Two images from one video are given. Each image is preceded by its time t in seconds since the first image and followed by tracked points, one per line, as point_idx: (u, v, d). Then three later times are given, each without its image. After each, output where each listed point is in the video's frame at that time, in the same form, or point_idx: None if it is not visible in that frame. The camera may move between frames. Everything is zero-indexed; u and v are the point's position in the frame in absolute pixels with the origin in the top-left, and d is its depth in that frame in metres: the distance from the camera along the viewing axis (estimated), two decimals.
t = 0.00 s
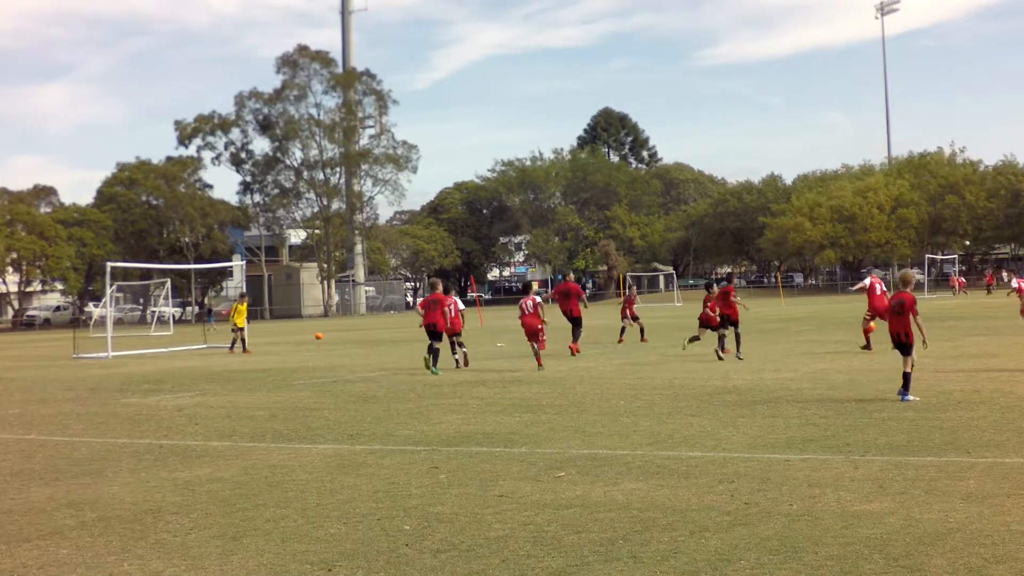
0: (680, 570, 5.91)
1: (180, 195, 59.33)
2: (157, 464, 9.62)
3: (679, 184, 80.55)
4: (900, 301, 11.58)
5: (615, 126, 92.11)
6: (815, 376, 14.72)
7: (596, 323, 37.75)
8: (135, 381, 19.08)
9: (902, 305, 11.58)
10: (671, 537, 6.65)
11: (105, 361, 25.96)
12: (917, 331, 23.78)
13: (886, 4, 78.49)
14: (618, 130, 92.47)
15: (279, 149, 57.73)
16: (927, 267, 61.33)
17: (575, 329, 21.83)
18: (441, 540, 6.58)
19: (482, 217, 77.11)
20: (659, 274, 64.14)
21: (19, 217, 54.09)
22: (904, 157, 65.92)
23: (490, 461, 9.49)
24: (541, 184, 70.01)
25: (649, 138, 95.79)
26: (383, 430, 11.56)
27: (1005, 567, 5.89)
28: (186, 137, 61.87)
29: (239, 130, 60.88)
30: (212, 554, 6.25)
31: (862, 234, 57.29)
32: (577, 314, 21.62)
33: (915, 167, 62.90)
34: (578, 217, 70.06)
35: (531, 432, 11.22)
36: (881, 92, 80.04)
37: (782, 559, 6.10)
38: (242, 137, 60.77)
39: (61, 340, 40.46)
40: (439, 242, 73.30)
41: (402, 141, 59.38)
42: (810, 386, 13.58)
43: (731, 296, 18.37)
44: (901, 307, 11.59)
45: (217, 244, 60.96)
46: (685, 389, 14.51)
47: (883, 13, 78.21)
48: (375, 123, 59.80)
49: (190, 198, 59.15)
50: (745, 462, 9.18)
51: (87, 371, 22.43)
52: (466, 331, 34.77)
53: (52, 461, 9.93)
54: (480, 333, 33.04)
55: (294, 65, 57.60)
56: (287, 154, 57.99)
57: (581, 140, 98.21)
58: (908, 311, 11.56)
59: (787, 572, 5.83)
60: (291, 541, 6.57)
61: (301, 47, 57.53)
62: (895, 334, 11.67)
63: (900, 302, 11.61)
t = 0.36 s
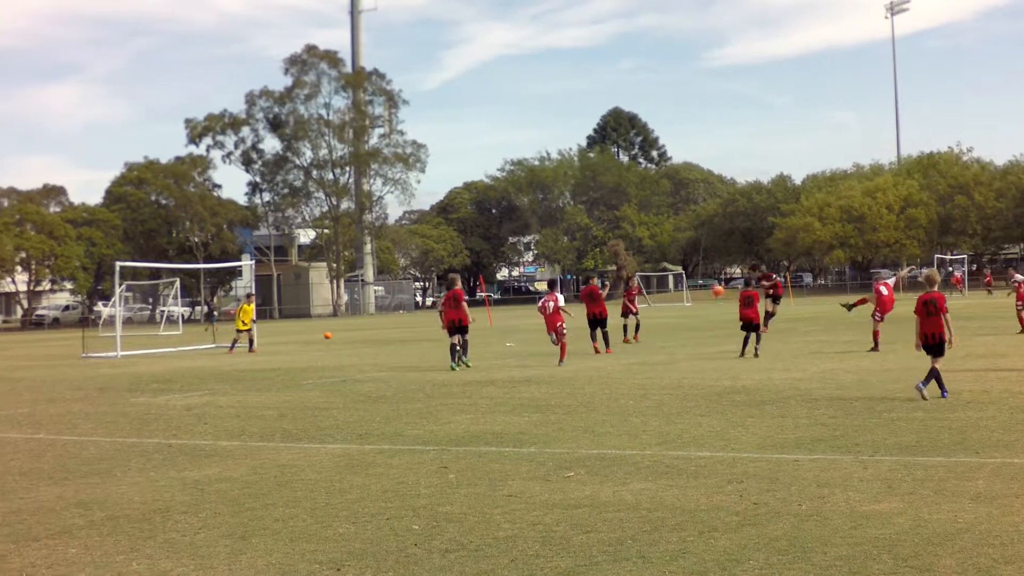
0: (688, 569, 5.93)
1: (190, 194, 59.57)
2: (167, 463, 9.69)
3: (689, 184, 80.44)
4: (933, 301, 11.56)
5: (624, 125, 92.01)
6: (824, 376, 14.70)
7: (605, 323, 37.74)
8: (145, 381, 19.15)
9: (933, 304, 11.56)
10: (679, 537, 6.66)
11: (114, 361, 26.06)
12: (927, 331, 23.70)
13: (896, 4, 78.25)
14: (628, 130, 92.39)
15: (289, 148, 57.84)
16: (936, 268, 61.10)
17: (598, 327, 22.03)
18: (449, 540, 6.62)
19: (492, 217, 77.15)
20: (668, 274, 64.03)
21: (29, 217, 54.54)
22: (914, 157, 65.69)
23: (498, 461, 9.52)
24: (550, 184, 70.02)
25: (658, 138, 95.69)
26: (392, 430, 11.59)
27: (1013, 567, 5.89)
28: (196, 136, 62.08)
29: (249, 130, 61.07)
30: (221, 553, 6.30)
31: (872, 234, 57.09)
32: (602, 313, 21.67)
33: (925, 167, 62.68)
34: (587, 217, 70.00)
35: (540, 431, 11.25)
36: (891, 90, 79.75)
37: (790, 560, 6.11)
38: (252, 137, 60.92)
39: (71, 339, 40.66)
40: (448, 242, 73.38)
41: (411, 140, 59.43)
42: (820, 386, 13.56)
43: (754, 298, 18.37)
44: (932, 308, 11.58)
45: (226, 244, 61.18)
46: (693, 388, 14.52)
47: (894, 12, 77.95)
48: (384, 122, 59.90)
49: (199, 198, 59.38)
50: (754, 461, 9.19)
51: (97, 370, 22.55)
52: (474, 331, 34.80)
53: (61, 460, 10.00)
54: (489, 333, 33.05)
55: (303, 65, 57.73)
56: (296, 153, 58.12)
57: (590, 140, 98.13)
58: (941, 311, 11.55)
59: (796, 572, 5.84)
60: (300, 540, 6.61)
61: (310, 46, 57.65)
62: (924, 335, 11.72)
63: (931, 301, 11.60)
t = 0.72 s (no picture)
0: (702, 570, 5.95)
1: (203, 194, 59.89)
2: (180, 463, 9.77)
3: (701, 184, 80.26)
4: (958, 301, 11.50)
5: (637, 126, 91.91)
6: (838, 376, 14.70)
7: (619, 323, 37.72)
8: (159, 381, 19.29)
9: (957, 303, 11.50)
10: (693, 538, 6.69)
11: (129, 360, 26.24)
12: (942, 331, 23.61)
13: (909, 3, 77.91)
14: (640, 129, 92.29)
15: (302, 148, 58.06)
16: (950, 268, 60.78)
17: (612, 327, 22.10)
18: (463, 540, 6.66)
19: (505, 217, 77.24)
20: (681, 274, 63.92)
21: (42, 216, 55.23)
22: (927, 157, 65.37)
23: (512, 461, 9.56)
24: (562, 184, 70.04)
25: (671, 138, 95.55)
26: (405, 430, 11.64)
27: None
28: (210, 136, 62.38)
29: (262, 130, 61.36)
30: (235, 554, 6.36)
31: (885, 233, 56.84)
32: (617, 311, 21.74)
33: (938, 167, 62.36)
34: (600, 217, 69.93)
35: (554, 432, 11.29)
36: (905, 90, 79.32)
37: (803, 560, 6.13)
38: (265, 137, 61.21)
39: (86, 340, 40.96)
40: (461, 242, 73.53)
41: (423, 140, 59.54)
42: (834, 386, 13.56)
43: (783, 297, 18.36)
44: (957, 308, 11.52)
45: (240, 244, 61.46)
46: (707, 389, 14.53)
47: (906, 11, 77.62)
48: (396, 122, 60.01)
49: (213, 198, 59.67)
50: (768, 462, 9.19)
51: (111, 370, 22.73)
52: (487, 331, 34.84)
53: (75, 460, 10.11)
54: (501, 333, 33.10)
55: (314, 65, 57.93)
56: (309, 153, 58.32)
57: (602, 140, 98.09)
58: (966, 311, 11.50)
59: (809, 573, 5.86)
60: (314, 540, 6.67)
61: (322, 46, 57.84)
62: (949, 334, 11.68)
63: (957, 300, 11.52)
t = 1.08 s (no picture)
0: (714, 570, 5.98)
1: (216, 194, 60.19)
2: (192, 461, 9.86)
3: (713, 185, 80.08)
4: (984, 301, 11.58)
5: (649, 126, 91.81)
6: (851, 376, 14.69)
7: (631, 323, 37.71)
8: (172, 380, 19.42)
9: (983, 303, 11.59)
10: (706, 538, 6.71)
11: (142, 359, 26.40)
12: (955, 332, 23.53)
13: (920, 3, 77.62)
14: (653, 129, 92.19)
15: (314, 149, 58.27)
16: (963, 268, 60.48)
17: (619, 326, 22.15)
18: (476, 539, 6.70)
19: (517, 217, 77.37)
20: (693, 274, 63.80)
21: (53, 216, 56.15)
22: (940, 157, 65.05)
23: (524, 461, 9.59)
24: (574, 184, 70.04)
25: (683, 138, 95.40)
26: (418, 430, 11.69)
27: None
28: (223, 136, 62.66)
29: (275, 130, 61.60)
30: (248, 552, 6.42)
31: (897, 234, 56.64)
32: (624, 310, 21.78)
33: (951, 167, 62.09)
34: (612, 217, 69.85)
35: (566, 432, 11.32)
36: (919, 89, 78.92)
37: (816, 561, 6.14)
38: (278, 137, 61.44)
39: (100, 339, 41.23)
40: (473, 242, 73.67)
41: (436, 140, 59.66)
42: (848, 386, 13.54)
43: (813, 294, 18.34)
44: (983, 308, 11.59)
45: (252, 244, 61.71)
46: (718, 389, 14.53)
47: (919, 11, 77.30)
48: (408, 122, 60.15)
49: (225, 198, 59.97)
50: (781, 463, 9.18)
51: (125, 370, 22.88)
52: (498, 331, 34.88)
53: (88, 458, 10.21)
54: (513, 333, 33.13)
55: (326, 66, 58.12)
56: (321, 153, 58.51)
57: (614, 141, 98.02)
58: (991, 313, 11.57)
59: (823, 573, 5.88)
60: (326, 539, 6.73)
61: (333, 47, 58.01)
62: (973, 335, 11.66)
63: (982, 301, 11.61)
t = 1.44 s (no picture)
0: (720, 570, 5.97)
1: (225, 194, 60.34)
2: (200, 461, 9.90)
3: (722, 185, 79.91)
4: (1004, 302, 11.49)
5: (658, 125, 91.69)
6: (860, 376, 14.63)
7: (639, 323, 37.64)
8: (181, 380, 19.46)
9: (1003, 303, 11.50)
10: (713, 538, 6.71)
11: (151, 359, 26.47)
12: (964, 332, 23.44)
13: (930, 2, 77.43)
14: (661, 129, 92.06)
15: (324, 149, 58.38)
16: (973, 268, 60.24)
17: (624, 325, 22.13)
18: (483, 539, 6.71)
19: (525, 216, 77.61)
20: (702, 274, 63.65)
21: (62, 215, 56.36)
22: (950, 157, 64.80)
23: (531, 461, 9.58)
24: (582, 183, 69.98)
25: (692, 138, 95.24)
26: (425, 430, 11.70)
27: None
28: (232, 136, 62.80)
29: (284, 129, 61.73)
30: (255, 552, 6.44)
31: (906, 233, 56.47)
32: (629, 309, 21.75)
33: (961, 167, 61.90)
34: (621, 217, 69.73)
35: (573, 431, 11.31)
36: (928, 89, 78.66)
37: (822, 561, 6.13)
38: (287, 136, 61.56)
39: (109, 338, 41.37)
40: (482, 241, 73.63)
41: (444, 139, 59.68)
42: (856, 386, 13.50)
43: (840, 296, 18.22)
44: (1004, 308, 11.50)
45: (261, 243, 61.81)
46: (726, 389, 14.50)
47: (927, 10, 77.11)
48: (417, 121, 60.16)
49: (234, 198, 60.12)
50: (788, 463, 9.17)
51: (134, 369, 22.92)
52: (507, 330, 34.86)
53: (96, 458, 10.25)
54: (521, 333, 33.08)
55: (335, 66, 58.19)
56: (331, 153, 58.61)
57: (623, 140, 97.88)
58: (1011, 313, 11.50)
59: (830, 573, 5.87)
60: (332, 538, 6.75)
61: (342, 47, 58.04)
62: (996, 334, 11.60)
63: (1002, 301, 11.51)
